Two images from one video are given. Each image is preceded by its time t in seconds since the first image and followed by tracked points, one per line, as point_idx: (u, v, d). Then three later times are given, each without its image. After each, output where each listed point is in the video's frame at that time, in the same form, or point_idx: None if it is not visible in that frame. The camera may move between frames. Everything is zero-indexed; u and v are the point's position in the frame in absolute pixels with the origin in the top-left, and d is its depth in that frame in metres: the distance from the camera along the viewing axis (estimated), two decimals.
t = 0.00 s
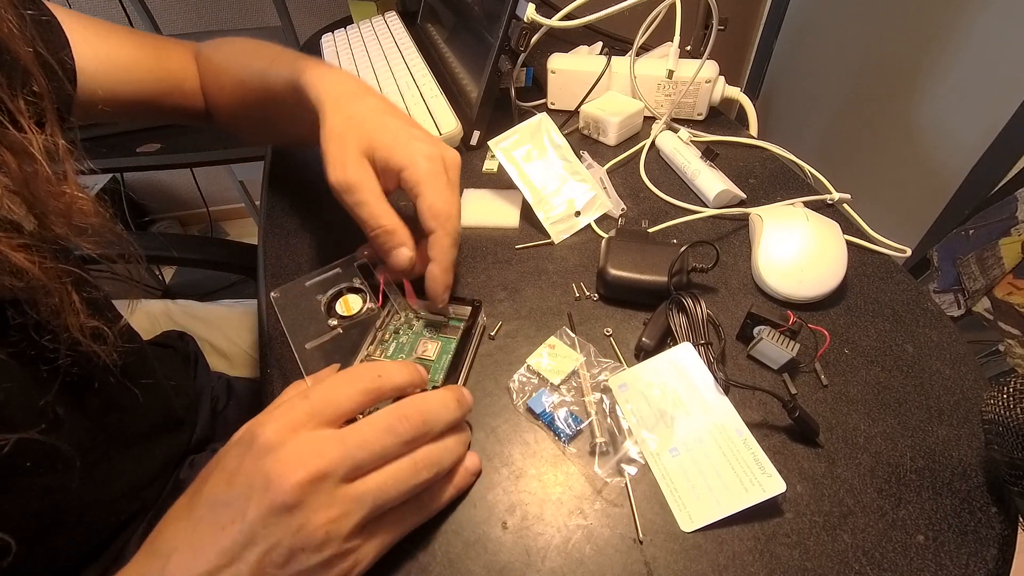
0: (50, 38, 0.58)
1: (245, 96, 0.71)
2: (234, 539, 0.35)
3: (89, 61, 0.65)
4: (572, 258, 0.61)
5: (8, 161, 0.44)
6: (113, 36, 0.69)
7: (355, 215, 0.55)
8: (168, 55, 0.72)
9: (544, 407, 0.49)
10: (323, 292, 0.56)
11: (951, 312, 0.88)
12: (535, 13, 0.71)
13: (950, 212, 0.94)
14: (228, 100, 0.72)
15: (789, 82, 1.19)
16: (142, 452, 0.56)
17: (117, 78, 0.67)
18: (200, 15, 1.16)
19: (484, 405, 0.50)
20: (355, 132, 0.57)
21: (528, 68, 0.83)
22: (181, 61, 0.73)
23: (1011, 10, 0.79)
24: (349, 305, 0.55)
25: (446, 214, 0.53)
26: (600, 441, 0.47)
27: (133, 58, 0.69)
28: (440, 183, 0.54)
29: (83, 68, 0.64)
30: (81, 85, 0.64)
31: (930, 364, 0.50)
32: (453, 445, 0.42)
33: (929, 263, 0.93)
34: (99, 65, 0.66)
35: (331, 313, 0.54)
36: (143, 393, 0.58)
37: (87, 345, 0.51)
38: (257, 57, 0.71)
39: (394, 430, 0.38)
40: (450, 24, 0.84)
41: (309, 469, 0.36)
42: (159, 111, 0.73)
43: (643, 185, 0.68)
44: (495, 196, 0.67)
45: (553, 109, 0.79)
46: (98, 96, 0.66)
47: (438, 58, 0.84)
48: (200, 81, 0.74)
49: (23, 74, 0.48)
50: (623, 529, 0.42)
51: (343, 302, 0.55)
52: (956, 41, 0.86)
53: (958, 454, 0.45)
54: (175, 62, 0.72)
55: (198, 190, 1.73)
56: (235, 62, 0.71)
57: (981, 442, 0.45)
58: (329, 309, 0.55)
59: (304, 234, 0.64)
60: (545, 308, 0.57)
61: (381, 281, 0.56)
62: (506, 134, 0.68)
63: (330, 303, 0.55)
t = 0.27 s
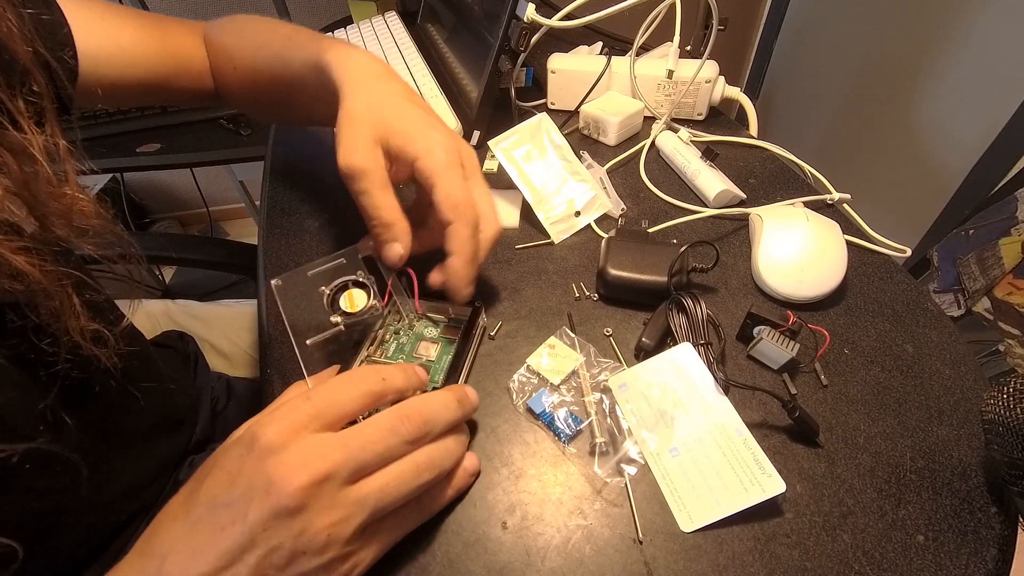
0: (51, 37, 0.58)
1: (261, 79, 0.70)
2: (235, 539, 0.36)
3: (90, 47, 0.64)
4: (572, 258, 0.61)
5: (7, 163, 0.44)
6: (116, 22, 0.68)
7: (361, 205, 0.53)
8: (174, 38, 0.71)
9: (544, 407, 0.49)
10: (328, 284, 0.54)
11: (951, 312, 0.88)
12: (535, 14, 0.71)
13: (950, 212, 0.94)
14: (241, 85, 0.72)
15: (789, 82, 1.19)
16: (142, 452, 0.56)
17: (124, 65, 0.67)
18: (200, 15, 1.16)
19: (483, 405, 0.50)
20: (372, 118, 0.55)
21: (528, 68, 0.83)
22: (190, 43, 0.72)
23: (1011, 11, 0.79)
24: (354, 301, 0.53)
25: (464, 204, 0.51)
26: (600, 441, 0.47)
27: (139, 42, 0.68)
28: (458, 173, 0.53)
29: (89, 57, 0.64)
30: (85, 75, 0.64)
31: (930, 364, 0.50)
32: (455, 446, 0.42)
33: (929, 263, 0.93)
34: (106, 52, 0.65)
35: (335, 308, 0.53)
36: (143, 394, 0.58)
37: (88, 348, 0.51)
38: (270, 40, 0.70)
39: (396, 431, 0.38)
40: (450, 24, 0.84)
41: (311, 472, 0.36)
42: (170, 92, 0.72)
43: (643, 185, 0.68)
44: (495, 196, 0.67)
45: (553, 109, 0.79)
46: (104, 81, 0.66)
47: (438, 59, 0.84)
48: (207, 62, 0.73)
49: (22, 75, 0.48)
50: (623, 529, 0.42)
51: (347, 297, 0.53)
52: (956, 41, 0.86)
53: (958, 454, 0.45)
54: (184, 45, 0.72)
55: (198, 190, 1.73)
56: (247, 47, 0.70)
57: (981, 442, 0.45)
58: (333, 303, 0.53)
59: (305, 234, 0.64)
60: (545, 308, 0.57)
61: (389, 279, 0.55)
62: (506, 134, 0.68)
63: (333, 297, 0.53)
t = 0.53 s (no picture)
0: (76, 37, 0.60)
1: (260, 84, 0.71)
2: (235, 540, 0.36)
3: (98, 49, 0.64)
4: (572, 258, 0.61)
5: (35, 164, 0.47)
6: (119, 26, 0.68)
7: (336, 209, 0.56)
8: (174, 42, 0.72)
9: (544, 407, 0.49)
10: (301, 295, 0.55)
11: (951, 312, 0.88)
12: (535, 14, 0.71)
13: (950, 212, 0.94)
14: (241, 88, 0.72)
15: (789, 82, 1.19)
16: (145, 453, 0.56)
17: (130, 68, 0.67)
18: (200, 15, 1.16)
19: (484, 405, 0.50)
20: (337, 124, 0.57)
21: (528, 68, 0.83)
22: (188, 47, 0.73)
23: (1011, 11, 0.79)
24: (330, 306, 0.54)
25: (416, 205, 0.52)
26: (600, 441, 0.47)
27: (141, 46, 0.68)
28: (417, 176, 0.54)
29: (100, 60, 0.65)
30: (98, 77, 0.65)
31: (930, 364, 0.50)
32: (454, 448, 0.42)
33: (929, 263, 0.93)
34: (116, 56, 0.66)
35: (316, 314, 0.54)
36: (147, 395, 0.58)
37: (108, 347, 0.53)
38: (272, 44, 0.70)
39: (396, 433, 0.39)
40: (450, 24, 0.84)
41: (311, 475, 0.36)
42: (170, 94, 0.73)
43: (643, 185, 0.68)
44: (495, 196, 0.67)
45: (553, 109, 0.79)
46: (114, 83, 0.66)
47: (438, 59, 0.84)
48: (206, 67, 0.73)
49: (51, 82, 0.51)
50: (623, 529, 0.42)
51: (323, 304, 0.54)
52: (956, 41, 0.86)
53: (958, 454, 0.45)
54: (183, 50, 0.72)
55: (198, 190, 1.73)
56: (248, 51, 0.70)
57: (981, 442, 0.45)
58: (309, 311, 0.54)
59: (305, 234, 0.64)
60: (545, 308, 0.57)
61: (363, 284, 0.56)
62: (506, 134, 0.68)
63: (309, 305, 0.54)
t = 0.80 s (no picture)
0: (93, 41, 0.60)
1: (261, 97, 0.72)
2: (234, 541, 0.36)
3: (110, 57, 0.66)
4: (571, 258, 0.61)
5: (56, 167, 0.50)
6: (128, 33, 0.70)
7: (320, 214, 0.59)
8: (176, 50, 0.73)
9: (544, 407, 0.49)
10: (300, 305, 0.56)
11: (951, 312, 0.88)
12: (535, 14, 0.71)
13: (950, 212, 0.94)
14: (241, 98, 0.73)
15: (789, 82, 1.19)
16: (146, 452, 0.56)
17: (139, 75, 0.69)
18: (200, 15, 1.16)
19: (484, 404, 0.50)
20: (325, 134, 0.62)
21: (528, 68, 0.83)
22: (190, 55, 0.74)
23: (1012, 11, 0.79)
24: (329, 312, 0.55)
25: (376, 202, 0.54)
26: (600, 441, 0.47)
27: (147, 53, 0.70)
28: (387, 175, 0.56)
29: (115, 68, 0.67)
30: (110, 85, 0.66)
31: (930, 364, 0.50)
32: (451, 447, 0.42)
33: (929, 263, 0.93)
34: (126, 65, 0.67)
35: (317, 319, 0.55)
36: (148, 396, 0.59)
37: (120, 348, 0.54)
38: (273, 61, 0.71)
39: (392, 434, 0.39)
40: (450, 24, 0.84)
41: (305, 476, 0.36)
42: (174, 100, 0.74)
43: (643, 185, 0.68)
44: (495, 196, 0.67)
45: (553, 109, 0.79)
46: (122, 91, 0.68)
47: (438, 59, 0.84)
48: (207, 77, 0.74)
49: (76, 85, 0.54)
50: (623, 529, 0.42)
51: (322, 311, 0.55)
52: (956, 41, 0.86)
53: (958, 454, 0.45)
54: (185, 58, 0.73)
55: (198, 190, 1.73)
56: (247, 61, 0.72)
57: (981, 442, 0.45)
58: (308, 318, 0.55)
59: (305, 234, 0.64)
60: (545, 308, 0.57)
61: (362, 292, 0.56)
62: (506, 134, 0.68)
63: (308, 313, 0.55)
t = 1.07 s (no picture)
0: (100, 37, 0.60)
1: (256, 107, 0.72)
2: (234, 541, 0.36)
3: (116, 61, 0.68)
4: (571, 258, 0.61)
5: (66, 163, 0.51)
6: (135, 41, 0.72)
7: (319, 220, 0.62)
8: (176, 61, 0.74)
9: (544, 407, 0.49)
10: (297, 305, 0.56)
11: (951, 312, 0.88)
12: (535, 13, 0.71)
13: (950, 212, 0.94)
14: (228, 115, 0.73)
15: (789, 82, 1.20)
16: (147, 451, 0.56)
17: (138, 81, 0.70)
18: (200, 15, 1.16)
19: (484, 404, 0.50)
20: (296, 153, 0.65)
21: (528, 68, 0.83)
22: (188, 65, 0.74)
23: (1012, 11, 0.79)
24: (326, 312, 0.54)
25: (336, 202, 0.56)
26: (600, 441, 0.47)
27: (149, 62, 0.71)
28: (351, 174, 0.58)
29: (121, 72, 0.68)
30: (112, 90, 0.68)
31: (930, 364, 0.50)
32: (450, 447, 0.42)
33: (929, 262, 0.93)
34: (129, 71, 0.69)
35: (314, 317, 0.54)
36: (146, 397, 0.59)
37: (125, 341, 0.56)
38: (258, 84, 0.72)
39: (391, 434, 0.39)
40: (450, 24, 0.84)
41: (305, 477, 0.36)
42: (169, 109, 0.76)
43: (643, 185, 0.68)
44: (495, 196, 0.67)
45: (553, 109, 0.79)
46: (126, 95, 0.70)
47: (438, 59, 0.84)
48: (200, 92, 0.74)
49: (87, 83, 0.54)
50: (623, 529, 0.42)
51: (319, 310, 0.54)
52: (955, 41, 0.86)
53: (958, 454, 0.45)
54: (185, 69, 0.74)
55: (198, 190, 1.73)
56: (240, 79, 0.72)
57: (981, 442, 0.45)
58: (305, 317, 0.55)
59: (305, 234, 0.64)
60: (545, 308, 0.57)
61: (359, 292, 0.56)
62: (506, 134, 0.68)
63: (305, 313, 0.55)
